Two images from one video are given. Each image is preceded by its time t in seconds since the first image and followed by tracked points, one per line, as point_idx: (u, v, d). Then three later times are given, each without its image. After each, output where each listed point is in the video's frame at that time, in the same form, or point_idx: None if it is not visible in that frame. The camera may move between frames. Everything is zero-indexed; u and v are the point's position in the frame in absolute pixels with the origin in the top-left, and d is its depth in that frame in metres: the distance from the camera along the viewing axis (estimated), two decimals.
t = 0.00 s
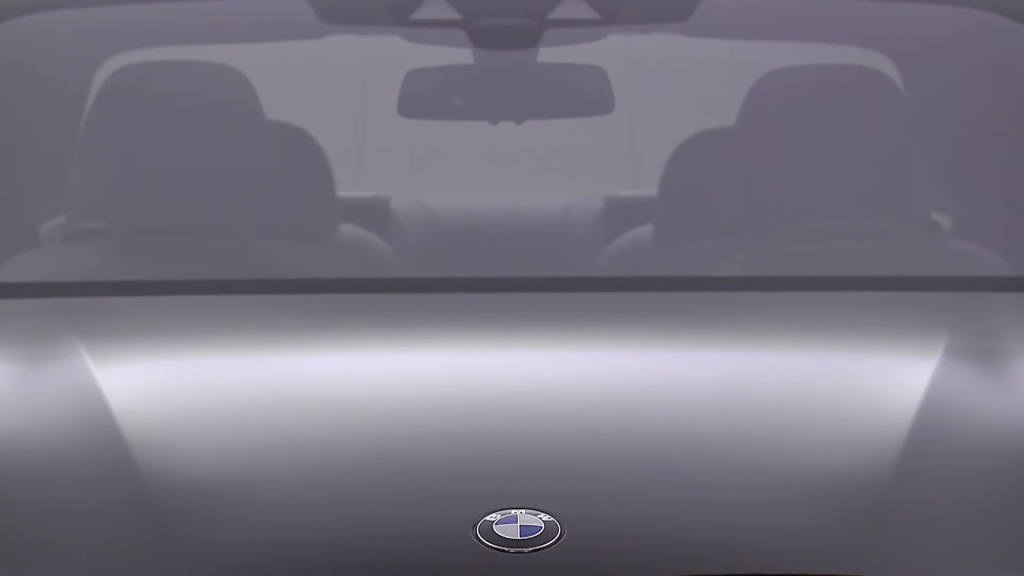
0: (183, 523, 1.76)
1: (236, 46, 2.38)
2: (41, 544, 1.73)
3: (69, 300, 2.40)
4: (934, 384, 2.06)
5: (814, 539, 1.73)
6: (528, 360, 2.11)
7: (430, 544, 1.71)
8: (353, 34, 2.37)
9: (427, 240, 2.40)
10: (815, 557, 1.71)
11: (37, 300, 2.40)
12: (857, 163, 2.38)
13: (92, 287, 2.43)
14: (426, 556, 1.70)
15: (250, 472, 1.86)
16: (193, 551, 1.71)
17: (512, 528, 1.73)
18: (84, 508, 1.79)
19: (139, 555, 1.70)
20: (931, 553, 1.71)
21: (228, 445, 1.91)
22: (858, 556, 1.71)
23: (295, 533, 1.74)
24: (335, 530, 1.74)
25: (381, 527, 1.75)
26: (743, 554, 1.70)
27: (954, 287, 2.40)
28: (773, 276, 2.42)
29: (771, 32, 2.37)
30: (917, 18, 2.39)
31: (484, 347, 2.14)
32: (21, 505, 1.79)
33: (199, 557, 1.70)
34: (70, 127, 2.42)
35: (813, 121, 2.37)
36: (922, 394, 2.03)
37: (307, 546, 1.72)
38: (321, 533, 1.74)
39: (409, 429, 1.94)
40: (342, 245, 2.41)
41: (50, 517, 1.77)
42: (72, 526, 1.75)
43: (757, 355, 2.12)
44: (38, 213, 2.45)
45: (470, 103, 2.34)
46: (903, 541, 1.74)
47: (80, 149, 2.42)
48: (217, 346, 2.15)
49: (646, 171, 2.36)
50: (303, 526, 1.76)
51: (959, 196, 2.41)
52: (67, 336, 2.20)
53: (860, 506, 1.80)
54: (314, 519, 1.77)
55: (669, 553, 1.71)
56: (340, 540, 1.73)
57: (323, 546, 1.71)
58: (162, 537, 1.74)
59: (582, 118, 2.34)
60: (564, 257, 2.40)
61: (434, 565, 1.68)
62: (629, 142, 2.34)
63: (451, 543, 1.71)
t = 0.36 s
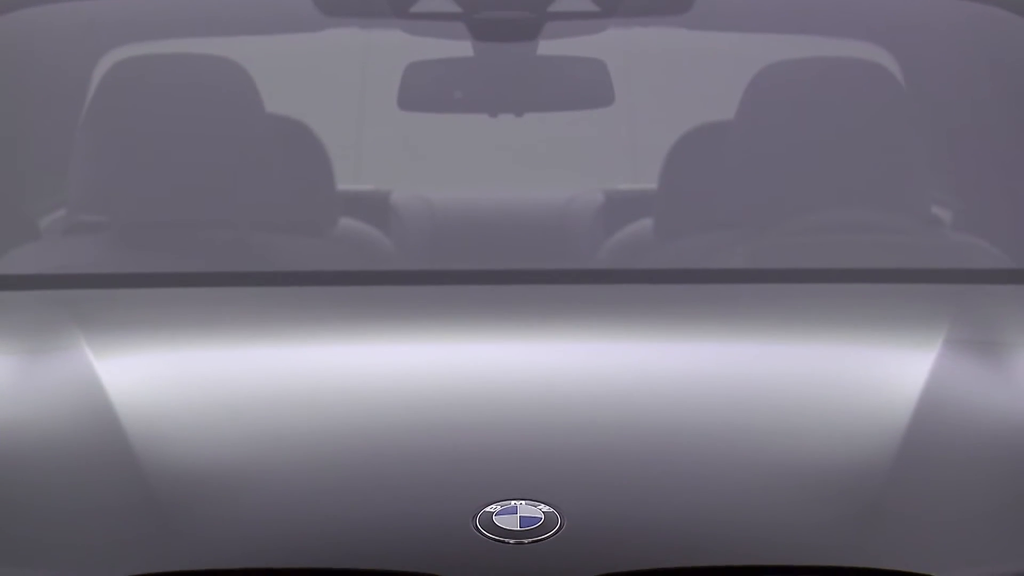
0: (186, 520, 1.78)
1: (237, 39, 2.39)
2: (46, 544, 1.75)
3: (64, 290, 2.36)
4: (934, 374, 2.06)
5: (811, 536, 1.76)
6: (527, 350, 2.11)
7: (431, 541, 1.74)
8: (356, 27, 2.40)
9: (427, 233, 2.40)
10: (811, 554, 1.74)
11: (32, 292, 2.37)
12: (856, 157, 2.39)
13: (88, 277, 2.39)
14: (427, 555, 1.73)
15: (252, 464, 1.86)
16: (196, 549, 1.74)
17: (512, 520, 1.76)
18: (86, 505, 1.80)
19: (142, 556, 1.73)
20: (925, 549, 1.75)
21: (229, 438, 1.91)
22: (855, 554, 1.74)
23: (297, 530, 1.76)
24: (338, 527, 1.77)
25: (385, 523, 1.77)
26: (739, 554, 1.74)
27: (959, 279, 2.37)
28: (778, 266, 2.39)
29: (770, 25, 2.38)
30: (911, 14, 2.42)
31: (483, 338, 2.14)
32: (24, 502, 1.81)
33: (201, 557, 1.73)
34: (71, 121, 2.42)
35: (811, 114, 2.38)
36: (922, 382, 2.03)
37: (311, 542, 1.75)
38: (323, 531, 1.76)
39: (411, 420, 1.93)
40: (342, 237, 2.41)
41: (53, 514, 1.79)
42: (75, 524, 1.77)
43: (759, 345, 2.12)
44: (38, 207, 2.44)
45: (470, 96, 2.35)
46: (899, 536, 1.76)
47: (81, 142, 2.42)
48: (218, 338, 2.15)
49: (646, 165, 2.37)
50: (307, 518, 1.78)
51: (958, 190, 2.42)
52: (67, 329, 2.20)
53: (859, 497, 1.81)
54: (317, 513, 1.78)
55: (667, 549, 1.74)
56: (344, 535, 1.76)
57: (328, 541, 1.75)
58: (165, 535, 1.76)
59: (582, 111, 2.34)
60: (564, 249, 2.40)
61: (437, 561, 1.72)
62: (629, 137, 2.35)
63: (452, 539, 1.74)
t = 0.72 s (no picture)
0: (187, 510, 1.79)
1: (239, 30, 2.43)
2: (48, 539, 1.78)
3: (63, 278, 2.35)
4: (935, 364, 2.06)
5: (807, 526, 1.77)
6: (528, 339, 2.11)
7: (431, 531, 1.76)
8: (357, 19, 2.43)
9: (426, 224, 2.39)
10: (809, 546, 1.76)
11: (30, 281, 2.35)
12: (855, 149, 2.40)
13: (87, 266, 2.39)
14: (427, 546, 1.75)
15: (252, 454, 1.86)
16: (196, 541, 1.76)
17: (512, 509, 1.77)
18: (87, 495, 1.82)
19: (142, 549, 1.76)
20: (922, 541, 1.77)
21: (227, 427, 1.91)
22: (852, 547, 1.76)
23: (297, 521, 1.78)
24: (338, 519, 1.78)
25: (385, 512, 1.78)
26: (735, 545, 1.76)
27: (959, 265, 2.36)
28: (779, 256, 2.38)
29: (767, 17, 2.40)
30: (908, 6, 2.44)
31: (483, 327, 2.14)
32: (26, 494, 1.83)
33: (201, 549, 1.75)
34: (73, 115, 2.44)
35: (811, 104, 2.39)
36: (921, 372, 2.03)
37: (313, 531, 1.77)
38: (323, 522, 1.78)
39: (410, 410, 1.93)
40: (341, 230, 2.40)
41: (55, 507, 1.81)
42: (77, 516, 1.79)
43: (757, 336, 2.12)
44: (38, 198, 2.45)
45: (469, 87, 2.36)
46: (897, 527, 1.78)
47: (83, 135, 2.43)
48: (217, 326, 2.16)
49: (646, 158, 2.37)
50: (307, 508, 1.79)
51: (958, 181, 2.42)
52: (66, 318, 2.20)
53: (860, 486, 1.82)
54: (318, 505, 1.79)
55: (666, 540, 1.76)
56: (345, 526, 1.77)
57: (328, 531, 1.77)
58: (166, 526, 1.77)
59: (582, 101, 2.35)
60: (564, 241, 2.39)
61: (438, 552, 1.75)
62: (628, 129, 2.36)
63: (452, 531, 1.76)
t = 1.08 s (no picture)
0: (185, 495, 1.79)
1: (239, 19, 2.42)
2: (46, 520, 1.79)
3: (64, 268, 2.36)
4: (937, 352, 2.05)
5: (806, 511, 1.78)
6: (528, 326, 2.11)
7: (431, 517, 1.77)
8: (355, 10, 2.42)
9: (427, 214, 2.41)
10: (810, 530, 1.76)
11: (30, 270, 2.36)
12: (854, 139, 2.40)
13: (88, 255, 2.40)
14: (427, 531, 1.76)
15: (252, 440, 1.86)
16: (195, 527, 1.76)
17: (512, 495, 1.78)
18: (86, 480, 1.82)
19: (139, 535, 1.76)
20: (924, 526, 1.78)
21: (226, 414, 1.91)
22: (851, 532, 1.76)
23: (296, 507, 1.78)
24: (338, 504, 1.79)
25: (385, 498, 1.79)
26: (735, 530, 1.76)
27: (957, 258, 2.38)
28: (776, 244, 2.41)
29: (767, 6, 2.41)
30: None
31: (485, 314, 2.14)
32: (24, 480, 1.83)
33: (200, 536, 1.76)
34: (73, 105, 2.45)
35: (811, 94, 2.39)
36: (920, 359, 2.03)
37: (310, 518, 1.77)
38: (322, 509, 1.78)
39: (410, 398, 1.93)
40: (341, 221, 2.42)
41: (54, 492, 1.81)
42: (75, 502, 1.80)
43: (756, 324, 2.12)
44: (39, 188, 2.45)
45: (469, 76, 2.37)
46: (899, 511, 1.79)
47: (83, 124, 2.43)
48: (217, 314, 2.16)
49: (646, 149, 2.37)
50: (305, 490, 1.80)
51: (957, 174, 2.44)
52: (66, 305, 2.20)
53: (861, 472, 1.82)
54: (318, 491, 1.80)
55: (665, 526, 1.77)
56: (343, 511, 1.78)
57: (326, 516, 1.77)
58: (164, 512, 1.78)
59: (582, 91, 2.35)
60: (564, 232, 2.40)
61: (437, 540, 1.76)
62: (627, 119, 2.36)
63: (451, 517, 1.77)
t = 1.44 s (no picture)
0: (185, 478, 1.80)
1: (239, 6, 2.44)
2: (43, 504, 1.79)
3: (64, 253, 2.37)
4: (937, 336, 2.05)
5: (807, 495, 1.78)
6: (528, 311, 2.12)
7: (432, 500, 1.77)
8: None
9: (427, 201, 2.42)
10: (809, 514, 1.76)
11: (29, 255, 2.37)
12: (854, 126, 2.41)
13: (88, 242, 2.41)
14: (427, 514, 1.76)
15: (252, 424, 1.87)
16: (194, 511, 1.76)
17: (512, 479, 1.79)
18: (86, 464, 1.82)
19: (140, 518, 1.76)
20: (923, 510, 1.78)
21: (225, 398, 1.91)
22: (851, 517, 1.76)
23: (296, 490, 1.78)
24: (338, 487, 1.79)
25: (385, 483, 1.79)
26: (735, 514, 1.76)
27: (954, 242, 2.39)
28: (777, 230, 2.41)
29: None
30: None
31: (485, 300, 2.15)
32: (23, 464, 1.82)
33: (199, 519, 1.76)
34: (73, 92, 2.44)
35: (811, 80, 2.39)
36: (920, 343, 2.03)
37: (309, 503, 1.77)
38: (321, 493, 1.78)
39: (412, 381, 1.94)
40: (342, 209, 2.42)
41: (54, 476, 1.81)
42: (76, 486, 1.80)
43: (756, 309, 2.12)
44: (39, 176, 2.46)
45: (469, 62, 2.37)
46: (899, 495, 1.79)
47: (83, 112, 2.43)
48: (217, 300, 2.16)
49: (646, 136, 2.37)
50: (305, 475, 1.80)
51: (959, 161, 2.43)
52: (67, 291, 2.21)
53: (861, 456, 1.82)
54: (319, 474, 1.80)
55: (666, 510, 1.77)
56: (343, 495, 1.78)
57: (325, 501, 1.77)
58: (164, 496, 1.78)
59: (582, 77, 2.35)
60: (564, 217, 2.42)
61: (437, 523, 1.76)
62: (628, 106, 2.36)
63: (451, 501, 1.77)
